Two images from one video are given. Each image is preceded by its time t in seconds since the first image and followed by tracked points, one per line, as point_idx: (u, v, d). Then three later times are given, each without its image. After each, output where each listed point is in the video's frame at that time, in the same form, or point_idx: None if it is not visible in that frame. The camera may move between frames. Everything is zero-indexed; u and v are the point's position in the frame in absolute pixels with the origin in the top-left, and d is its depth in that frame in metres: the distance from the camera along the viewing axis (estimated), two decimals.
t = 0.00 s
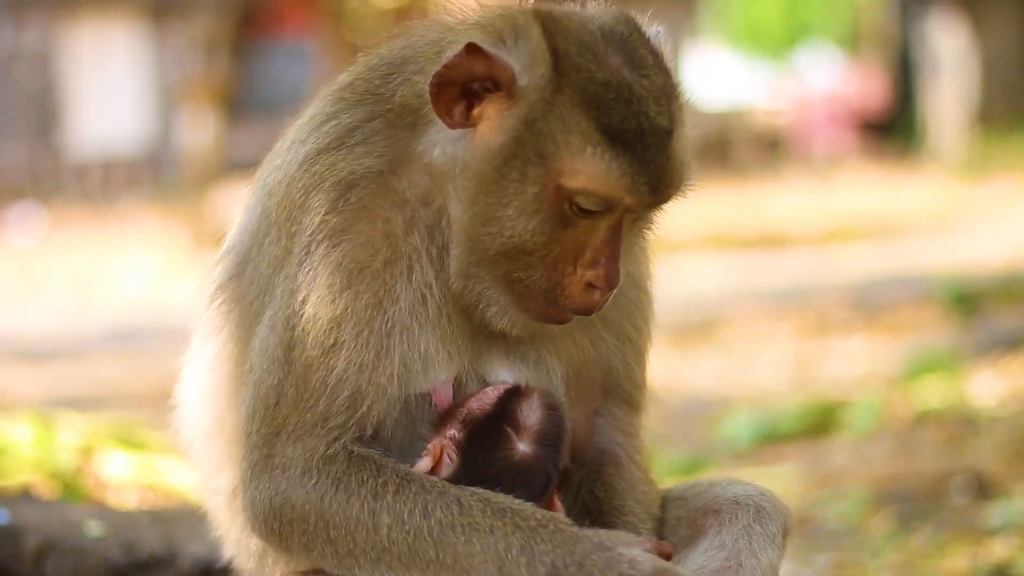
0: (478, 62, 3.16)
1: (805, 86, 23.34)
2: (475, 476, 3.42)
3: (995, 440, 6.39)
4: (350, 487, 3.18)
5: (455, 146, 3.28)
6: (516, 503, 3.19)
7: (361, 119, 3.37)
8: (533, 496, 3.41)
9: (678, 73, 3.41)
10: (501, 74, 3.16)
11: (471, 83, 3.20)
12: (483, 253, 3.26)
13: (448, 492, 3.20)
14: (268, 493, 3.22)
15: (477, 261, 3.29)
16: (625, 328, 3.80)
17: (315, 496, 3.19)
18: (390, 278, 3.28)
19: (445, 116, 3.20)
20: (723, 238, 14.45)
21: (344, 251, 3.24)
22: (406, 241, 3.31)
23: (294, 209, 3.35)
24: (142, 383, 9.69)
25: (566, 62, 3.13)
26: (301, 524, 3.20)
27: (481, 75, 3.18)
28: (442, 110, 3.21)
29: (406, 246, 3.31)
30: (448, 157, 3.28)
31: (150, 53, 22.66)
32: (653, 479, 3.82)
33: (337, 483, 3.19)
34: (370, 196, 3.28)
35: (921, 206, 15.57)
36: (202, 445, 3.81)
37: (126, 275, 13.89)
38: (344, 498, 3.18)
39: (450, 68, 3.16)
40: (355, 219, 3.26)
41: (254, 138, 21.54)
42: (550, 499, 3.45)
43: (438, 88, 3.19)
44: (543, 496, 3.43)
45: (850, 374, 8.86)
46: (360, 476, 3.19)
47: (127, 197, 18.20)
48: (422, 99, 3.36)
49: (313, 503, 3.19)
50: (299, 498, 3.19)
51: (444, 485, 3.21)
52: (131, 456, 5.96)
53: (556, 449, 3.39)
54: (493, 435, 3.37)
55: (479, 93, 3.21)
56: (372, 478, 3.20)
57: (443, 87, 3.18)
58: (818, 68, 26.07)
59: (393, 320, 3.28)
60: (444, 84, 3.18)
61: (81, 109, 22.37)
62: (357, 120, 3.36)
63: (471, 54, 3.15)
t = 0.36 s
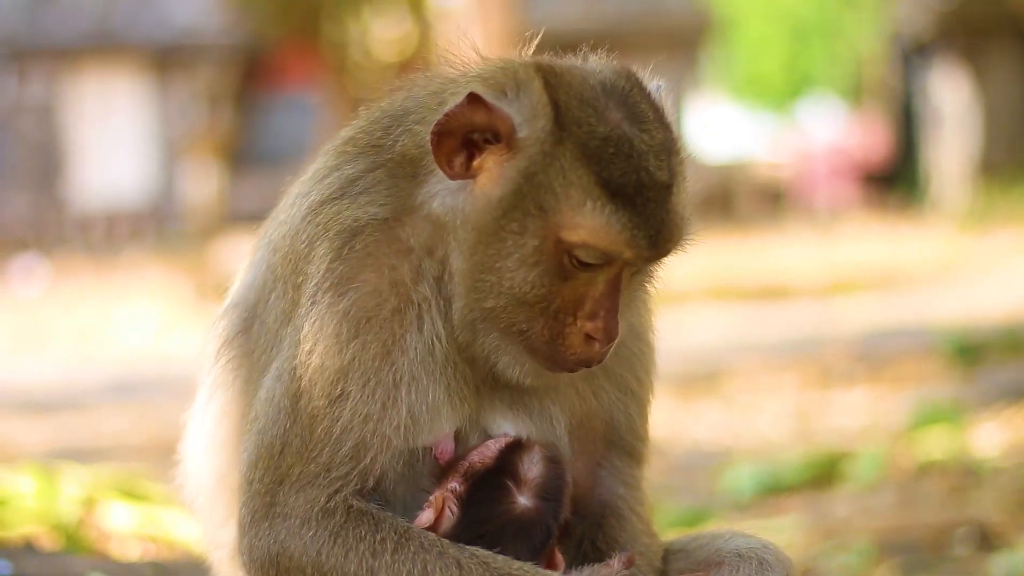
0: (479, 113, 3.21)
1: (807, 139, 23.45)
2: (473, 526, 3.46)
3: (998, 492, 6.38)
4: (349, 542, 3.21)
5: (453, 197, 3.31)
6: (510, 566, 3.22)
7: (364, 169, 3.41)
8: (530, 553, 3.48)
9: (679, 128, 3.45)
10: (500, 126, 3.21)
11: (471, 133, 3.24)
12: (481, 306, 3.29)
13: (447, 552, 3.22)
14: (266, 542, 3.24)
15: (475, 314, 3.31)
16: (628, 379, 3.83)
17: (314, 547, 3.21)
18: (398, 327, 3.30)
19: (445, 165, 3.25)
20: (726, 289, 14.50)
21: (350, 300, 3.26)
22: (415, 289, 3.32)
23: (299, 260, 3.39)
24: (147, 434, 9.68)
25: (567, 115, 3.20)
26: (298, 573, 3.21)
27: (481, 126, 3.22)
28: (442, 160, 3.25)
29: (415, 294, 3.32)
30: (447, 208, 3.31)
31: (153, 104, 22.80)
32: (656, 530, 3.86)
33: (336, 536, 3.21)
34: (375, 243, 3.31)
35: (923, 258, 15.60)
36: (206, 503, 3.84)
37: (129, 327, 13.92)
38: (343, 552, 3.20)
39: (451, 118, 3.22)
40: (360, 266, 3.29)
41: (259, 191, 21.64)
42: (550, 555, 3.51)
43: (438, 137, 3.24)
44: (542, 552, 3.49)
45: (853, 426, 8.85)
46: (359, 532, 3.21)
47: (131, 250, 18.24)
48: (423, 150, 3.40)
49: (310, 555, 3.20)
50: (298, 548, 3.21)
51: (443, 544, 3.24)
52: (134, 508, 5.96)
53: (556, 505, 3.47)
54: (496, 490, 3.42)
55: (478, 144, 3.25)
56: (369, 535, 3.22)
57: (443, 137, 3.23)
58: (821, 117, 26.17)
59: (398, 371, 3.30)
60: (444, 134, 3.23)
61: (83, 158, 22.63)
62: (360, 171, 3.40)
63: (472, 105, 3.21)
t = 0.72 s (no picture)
0: (488, 126, 3.22)
1: (806, 150, 23.47)
2: (468, 537, 3.49)
3: (998, 501, 6.38)
4: (343, 550, 3.19)
5: (464, 211, 3.32)
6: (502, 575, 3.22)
7: (368, 182, 3.42)
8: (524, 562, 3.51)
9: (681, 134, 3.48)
10: (509, 139, 3.22)
11: (479, 147, 3.26)
12: (491, 319, 3.31)
13: (440, 560, 3.21)
14: (263, 550, 3.25)
15: (484, 327, 3.33)
16: (628, 392, 3.86)
17: (309, 556, 3.20)
18: (400, 343, 3.30)
19: (452, 180, 3.26)
20: (725, 300, 14.51)
21: (353, 316, 3.26)
22: (418, 304, 3.33)
23: (302, 275, 3.38)
24: (146, 445, 9.69)
25: (576, 128, 3.22)
26: None
27: (490, 139, 3.24)
28: (449, 174, 3.26)
29: (418, 308, 3.33)
30: (455, 223, 3.33)
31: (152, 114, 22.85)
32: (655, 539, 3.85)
33: (331, 545, 3.19)
34: (378, 260, 3.31)
35: (923, 268, 15.60)
36: (206, 513, 3.84)
37: (130, 337, 13.91)
38: (337, 561, 3.19)
39: (459, 132, 3.23)
40: (364, 283, 3.29)
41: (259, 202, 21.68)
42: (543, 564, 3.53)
43: (446, 151, 3.25)
44: (537, 561, 3.52)
45: (853, 436, 8.85)
46: (355, 541, 3.19)
47: (131, 261, 18.27)
48: (428, 164, 3.42)
49: (305, 563, 3.20)
50: (293, 555, 3.21)
51: (436, 553, 3.22)
52: (133, 517, 5.96)
53: (551, 516, 3.50)
54: (490, 500, 3.45)
55: (487, 158, 3.27)
56: (365, 543, 3.19)
57: (450, 151, 3.24)
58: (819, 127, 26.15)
59: (400, 387, 3.30)
60: (453, 147, 3.24)
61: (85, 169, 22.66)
62: (364, 185, 3.41)
63: (481, 118, 3.21)
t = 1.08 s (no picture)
0: (487, 122, 3.22)
1: (805, 149, 23.44)
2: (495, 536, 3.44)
3: (997, 498, 6.38)
4: (354, 541, 3.17)
5: (463, 207, 3.32)
6: (523, 562, 3.22)
7: (365, 175, 3.42)
8: (549, 558, 3.45)
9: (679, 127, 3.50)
10: (508, 134, 3.23)
11: (479, 143, 3.26)
12: (492, 311, 3.31)
13: (456, 548, 3.21)
14: (268, 544, 3.21)
15: (486, 320, 3.32)
16: (626, 390, 3.85)
17: (318, 549, 3.17)
18: (401, 331, 3.27)
19: (452, 176, 3.26)
20: (724, 297, 14.51)
21: (353, 304, 3.24)
22: (420, 292, 3.32)
23: (300, 265, 3.37)
24: (146, 443, 9.67)
25: (576, 123, 3.23)
26: None
27: (489, 135, 3.24)
28: (449, 170, 3.25)
29: (420, 297, 3.32)
30: (455, 218, 3.33)
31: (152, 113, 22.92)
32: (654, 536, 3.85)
33: (341, 537, 3.17)
34: (378, 248, 3.30)
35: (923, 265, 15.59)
36: (206, 513, 3.82)
37: (129, 335, 13.90)
38: (349, 552, 3.17)
39: (458, 128, 3.22)
40: (362, 271, 3.27)
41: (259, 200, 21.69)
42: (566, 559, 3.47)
43: (445, 148, 3.24)
44: (562, 555, 3.46)
45: (852, 434, 8.84)
46: (365, 532, 3.18)
47: (130, 259, 18.23)
48: (425, 159, 3.42)
49: (315, 557, 3.17)
50: (300, 550, 3.18)
51: (451, 541, 3.23)
52: (132, 516, 5.97)
53: (572, 511, 3.48)
54: (513, 496, 3.43)
55: (486, 153, 3.27)
56: (376, 534, 3.19)
57: (449, 147, 3.23)
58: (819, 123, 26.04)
59: (403, 375, 3.27)
60: (452, 144, 3.23)
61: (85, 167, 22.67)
62: (361, 176, 3.41)
63: (480, 114, 3.22)
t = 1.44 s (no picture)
0: (490, 116, 3.22)
1: (804, 144, 23.44)
2: (485, 534, 3.44)
3: (996, 493, 6.39)
4: (345, 539, 3.18)
5: (464, 202, 3.32)
6: (508, 564, 3.21)
7: (367, 173, 3.42)
8: (538, 555, 3.44)
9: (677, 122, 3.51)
10: (511, 129, 3.23)
11: (481, 137, 3.26)
12: (491, 307, 3.30)
13: (444, 548, 3.21)
14: (263, 540, 3.23)
15: (488, 317, 3.32)
16: (625, 382, 3.85)
17: (310, 545, 3.18)
18: (402, 331, 3.28)
19: (454, 169, 3.26)
20: (722, 292, 14.51)
21: (354, 302, 3.24)
22: (421, 291, 3.32)
23: (302, 263, 3.36)
24: (144, 438, 9.67)
25: (578, 118, 3.23)
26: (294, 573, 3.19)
27: (492, 129, 3.24)
28: (451, 164, 3.26)
29: (421, 296, 3.32)
30: (457, 212, 3.33)
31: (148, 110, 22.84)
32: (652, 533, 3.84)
33: (332, 535, 3.18)
34: (380, 247, 3.30)
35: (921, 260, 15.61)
36: (204, 508, 3.82)
37: (127, 330, 13.91)
38: (340, 550, 3.18)
39: (461, 122, 3.22)
40: (365, 270, 3.27)
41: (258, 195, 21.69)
42: (555, 557, 3.46)
43: (448, 141, 3.24)
44: (549, 553, 3.45)
45: (850, 429, 8.85)
46: (355, 530, 3.19)
47: (128, 253, 18.22)
48: (427, 153, 3.42)
49: (307, 555, 3.18)
50: (294, 547, 3.19)
51: (440, 540, 3.23)
52: (130, 511, 5.96)
53: (563, 507, 3.46)
54: (502, 492, 3.42)
55: (488, 148, 3.27)
56: (366, 532, 3.19)
57: (453, 141, 3.24)
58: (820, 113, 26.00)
59: (403, 372, 3.27)
60: (455, 138, 3.24)
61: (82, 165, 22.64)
62: (362, 174, 3.41)
63: (483, 108, 3.21)
